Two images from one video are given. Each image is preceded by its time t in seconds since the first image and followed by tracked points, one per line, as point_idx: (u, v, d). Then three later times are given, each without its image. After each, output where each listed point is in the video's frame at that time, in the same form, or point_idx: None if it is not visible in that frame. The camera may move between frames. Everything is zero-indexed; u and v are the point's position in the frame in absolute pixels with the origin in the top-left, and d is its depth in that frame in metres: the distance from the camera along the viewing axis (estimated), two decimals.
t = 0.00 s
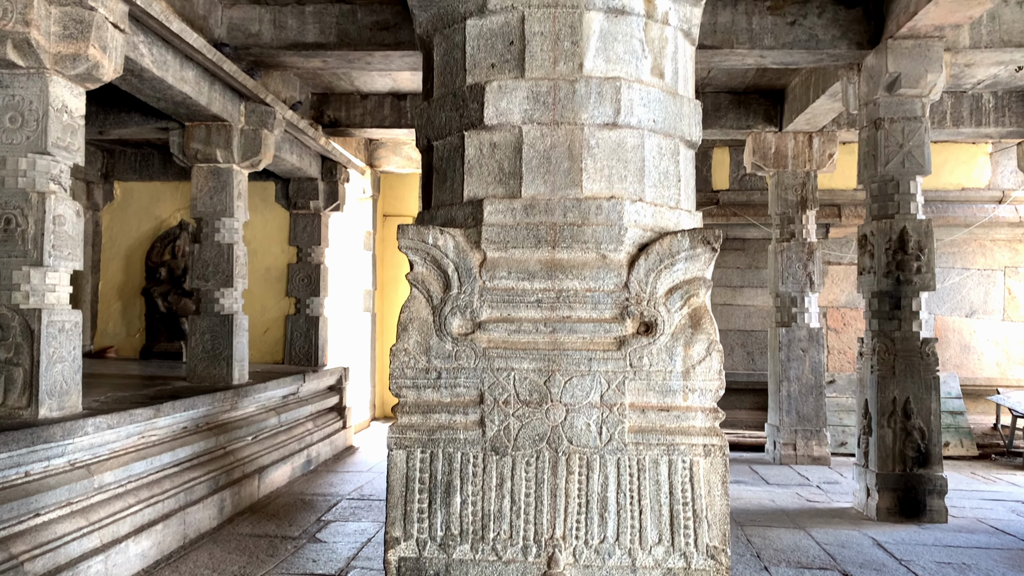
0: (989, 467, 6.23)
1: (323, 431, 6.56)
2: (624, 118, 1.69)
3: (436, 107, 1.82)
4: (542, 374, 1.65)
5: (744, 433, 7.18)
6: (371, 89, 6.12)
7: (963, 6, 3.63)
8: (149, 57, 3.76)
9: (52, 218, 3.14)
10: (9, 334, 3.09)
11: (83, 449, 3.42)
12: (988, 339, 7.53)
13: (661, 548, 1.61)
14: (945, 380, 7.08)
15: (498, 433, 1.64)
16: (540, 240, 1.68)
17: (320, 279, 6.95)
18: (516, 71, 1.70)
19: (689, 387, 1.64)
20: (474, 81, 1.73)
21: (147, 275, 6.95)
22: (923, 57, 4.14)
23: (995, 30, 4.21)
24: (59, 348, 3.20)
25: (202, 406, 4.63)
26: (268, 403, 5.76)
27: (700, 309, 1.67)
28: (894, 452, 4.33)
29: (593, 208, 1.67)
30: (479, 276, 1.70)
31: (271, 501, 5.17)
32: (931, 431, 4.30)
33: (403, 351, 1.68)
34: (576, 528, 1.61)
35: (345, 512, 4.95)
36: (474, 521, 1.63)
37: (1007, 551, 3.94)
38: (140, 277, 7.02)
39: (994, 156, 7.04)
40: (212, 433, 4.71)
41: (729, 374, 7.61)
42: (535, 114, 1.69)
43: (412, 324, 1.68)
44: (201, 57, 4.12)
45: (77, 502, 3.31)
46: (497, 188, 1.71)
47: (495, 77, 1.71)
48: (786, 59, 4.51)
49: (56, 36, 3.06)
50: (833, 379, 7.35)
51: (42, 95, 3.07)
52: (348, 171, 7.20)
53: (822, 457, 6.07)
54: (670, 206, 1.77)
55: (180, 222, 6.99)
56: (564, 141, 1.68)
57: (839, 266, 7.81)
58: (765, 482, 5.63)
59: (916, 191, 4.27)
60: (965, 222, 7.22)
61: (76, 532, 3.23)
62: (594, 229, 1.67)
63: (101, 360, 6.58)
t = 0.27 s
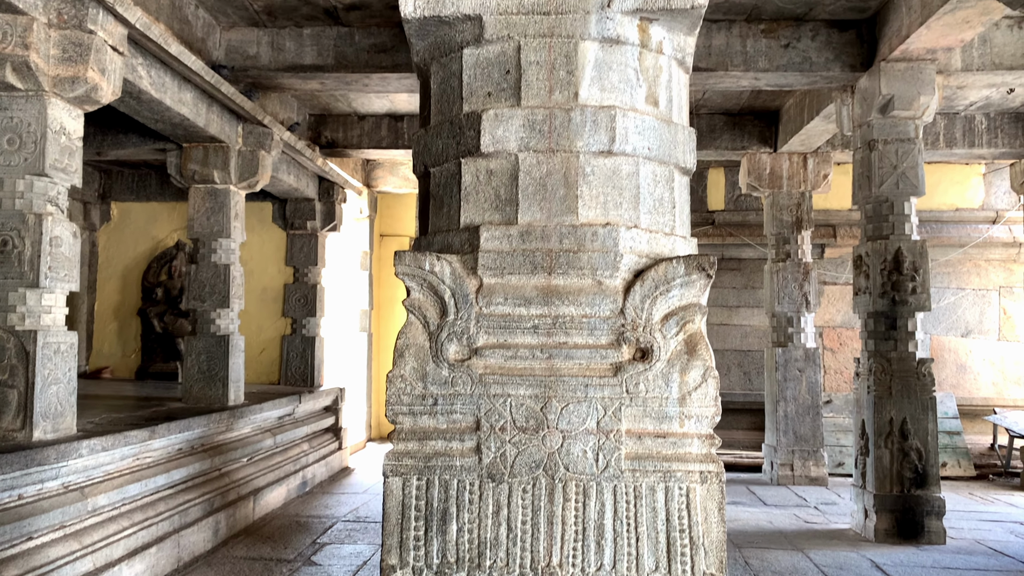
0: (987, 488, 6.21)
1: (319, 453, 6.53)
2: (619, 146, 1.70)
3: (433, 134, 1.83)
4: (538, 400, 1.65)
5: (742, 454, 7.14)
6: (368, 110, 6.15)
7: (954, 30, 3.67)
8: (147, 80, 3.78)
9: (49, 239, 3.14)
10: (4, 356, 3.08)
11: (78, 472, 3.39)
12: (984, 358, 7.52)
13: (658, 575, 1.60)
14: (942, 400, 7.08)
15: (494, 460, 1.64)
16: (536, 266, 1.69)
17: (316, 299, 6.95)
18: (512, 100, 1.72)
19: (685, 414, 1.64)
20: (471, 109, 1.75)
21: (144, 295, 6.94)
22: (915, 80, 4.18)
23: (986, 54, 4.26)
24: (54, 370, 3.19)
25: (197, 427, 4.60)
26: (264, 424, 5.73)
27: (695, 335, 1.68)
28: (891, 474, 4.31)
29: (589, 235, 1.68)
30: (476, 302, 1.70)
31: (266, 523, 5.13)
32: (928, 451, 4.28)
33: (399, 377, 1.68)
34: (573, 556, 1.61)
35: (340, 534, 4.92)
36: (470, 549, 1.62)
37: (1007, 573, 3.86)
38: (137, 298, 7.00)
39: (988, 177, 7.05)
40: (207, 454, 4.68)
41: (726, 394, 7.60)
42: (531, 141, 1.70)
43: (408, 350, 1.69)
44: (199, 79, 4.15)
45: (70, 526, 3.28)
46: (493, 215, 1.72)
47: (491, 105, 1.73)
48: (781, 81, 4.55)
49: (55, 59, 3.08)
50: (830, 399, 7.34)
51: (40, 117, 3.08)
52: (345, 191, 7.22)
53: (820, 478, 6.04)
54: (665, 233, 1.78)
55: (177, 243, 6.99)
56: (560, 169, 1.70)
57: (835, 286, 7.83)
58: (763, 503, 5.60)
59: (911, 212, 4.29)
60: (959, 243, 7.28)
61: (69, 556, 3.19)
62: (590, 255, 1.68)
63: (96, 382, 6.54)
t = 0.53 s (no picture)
0: (984, 509, 6.19)
1: (314, 475, 6.48)
2: (614, 172, 1.71)
3: (430, 160, 1.84)
4: (535, 426, 1.65)
5: (738, 475, 7.11)
6: (365, 132, 6.18)
7: (945, 53, 3.71)
8: (144, 102, 3.80)
9: (44, 261, 3.13)
10: None
11: (70, 495, 3.36)
12: (979, 379, 7.53)
13: None
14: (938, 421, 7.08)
15: (490, 487, 1.63)
16: (532, 291, 1.69)
17: (311, 320, 6.94)
18: (508, 127, 1.73)
19: (681, 440, 1.64)
20: (468, 136, 1.76)
21: (139, 316, 6.92)
22: (907, 103, 4.21)
23: (977, 77, 4.30)
24: (48, 393, 3.17)
25: (191, 449, 4.57)
26: (258, 446, 5.69)
27: (691, 361, 1.68)
28: (888, 495, 4.27)
29: (585, 260, 1.69)
30: (472, 327, 1.70)
31: (260, 546, 5.08)
32: (925, 473, 4.24)
33: (395, 404, 1.68)
34: None
35: (334, 558, 4.87)
36: None
37: None
38: (131, 320, 6.99)
39: (980, 199, 7.13)
40: (201, 477, 4.64)
41: (722, 416, 7.58)
42: (527, 168, 1.71)
43: (404, 376, 1.69)
44: (196, 102, 4.16)
45: (62, 550, 3.24)
46: (489, 240, 1.73)
47: (488, 132, 1.74)
48: (774, 103, 4.59)
49: (52, 82, 3.09)
50: (826, 420, 7.33)
51: (37, 140, 3.09)
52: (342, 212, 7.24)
53: (817, 499, 6.00)
54: (660, 258, 1.79)
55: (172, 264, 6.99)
56: (556, 195, 1.71)
57: (830, 307, 7.83)
58: (760, 525, 5.56)
59: (904, 233, 4.30)
60: (952, 264, 7.30)
61: None
62: (586, 281, 1.69)
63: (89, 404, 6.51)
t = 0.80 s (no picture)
0: (982, 530, 6.16)
1: (308, 496, 6.42)
2: (610, 199, 1.72)
3: (427, 186, 1.85)
4: (532, 453, 1.64)
5: (735, 496, 7.07)
6: (361, 153, 6.20)
7: (936, 76, 3.75)
8: (141, 124, 3.81)
9: (39, 282, 3.12)
10: None
11: (62, 518, 3.33)
12: (975, 400, 7.53)
13: None
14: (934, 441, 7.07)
15: (487, 514, 1.63)
16: (529, 317, 1.69)
17: (306, 341, 6.92)
18: (505, 154, 1.74)
19: (678, 466, 1.64)
20: (465, 162, 1.77)
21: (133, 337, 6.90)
22: (900, 125, 4.25)
23: (968, 99, 4.35)
24: (41, 415, 3.15)
25: (184, 471, 4.53)
26: (252, 467, 5.64)
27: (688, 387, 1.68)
28: (885, 516, 4.21)
29: (582, 286, 1.69)
30: (469, 353, 1.70)
31: (254, 570, 5.02)
32: (922, 494, 4.17)
33: (392, 431, 1.68)
34: None
35: None
36: None
37: None
38: (126, 341, 6.96)
39: (973, 220, 7.24)
40: (194, 499, 4.60)
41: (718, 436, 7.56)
42: (524, 195, 1.72)
43: (401, 403, 1.69)
44: (193, 123, 4.18)
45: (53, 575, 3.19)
46: (486, 266, 1.73)
47: (484, 159, 1.75)
48: (768, 125, 4.62)
49: (49, 104, 3.10)
50: (822, 441, 7.32)
51: (34, 162, 3.09)
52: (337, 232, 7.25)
53: (814, 520, 5.96)
54: (657, 284, 1.80)
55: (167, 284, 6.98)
56: (552, 222, 1.72)
57: (825, 327, 7.84)
58: (757, 547, 5.53)
59: (898, 254, 4.32)
60: (946, 284, 7.32)
61: None
62: (582, 306, 1.69)
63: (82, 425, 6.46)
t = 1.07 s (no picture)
0: (980, 550, 6.13)
1: (302, 517, 6.37)
2: (607, 221, 1.73)
3: (424, 208, 1.85)
4: (529, 476, 1.64)
5: (732, 516, 7.02)
6: (357, 172, 6.22)
7: (929, 97, 3.78)
8: (138, 143, 3.82)
9: (34, 301, 3.11)
10: None
11: (55, 540, 3.29)
12: (971, 418, 7.53)
13: None
14: (931, 460, 7.06)
15: (484, 538, 1.62)
16: (526, 339, 1.69)
17: (302, 360, 6.90)
18: (502, 177, 1.75)
19: (676, 489, 1.64)
20: (462, 185, 1.78)
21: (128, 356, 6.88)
22: (893, 145, 4.27)
23: (961, 119, 4.38)
24: (34, 435, 3.12)
25: (178, 492, 4.50)
26: (246, 487, 5.60)
27: (685, 410, 1.68)
28: (883, 536, 4.19)
29: (578, 308, 1.69)
30: (466, 376, 1.70)
31: None
32: (920, 513, 4.15)
33: (388, 454, 1.67)
34: None
35: None
36: None
37: None
38: (120, 360, 6.93)
39: (967, 239, 7.30)
40: (188, 520, 4.56)
41: (715, 455, 7.53)
42: (520, 217, 1.73)
43: (397, 426, 1.69)
44: (190, 142, 4.19)
45: None
46: (483, 288, 1.74)
47: (481, 182, 1.76)
48: (763, 145, 4.64)
49: (47, 124, 3.10)
50: (819, 460, 7.30)
51: (31, 181, 3.10)
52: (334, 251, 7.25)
53: (811, 540, 5.91)
54: (653, 306, 1.80)
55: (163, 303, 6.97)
56: (549, 244, 1.72)
57: (821, 345, 7.85)
58: (754, 567, 5.48)
59: (893, 273, 4.33)
60: (941, 302, 7.34)
61: None
62: (579, 329, 1.69)
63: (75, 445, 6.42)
